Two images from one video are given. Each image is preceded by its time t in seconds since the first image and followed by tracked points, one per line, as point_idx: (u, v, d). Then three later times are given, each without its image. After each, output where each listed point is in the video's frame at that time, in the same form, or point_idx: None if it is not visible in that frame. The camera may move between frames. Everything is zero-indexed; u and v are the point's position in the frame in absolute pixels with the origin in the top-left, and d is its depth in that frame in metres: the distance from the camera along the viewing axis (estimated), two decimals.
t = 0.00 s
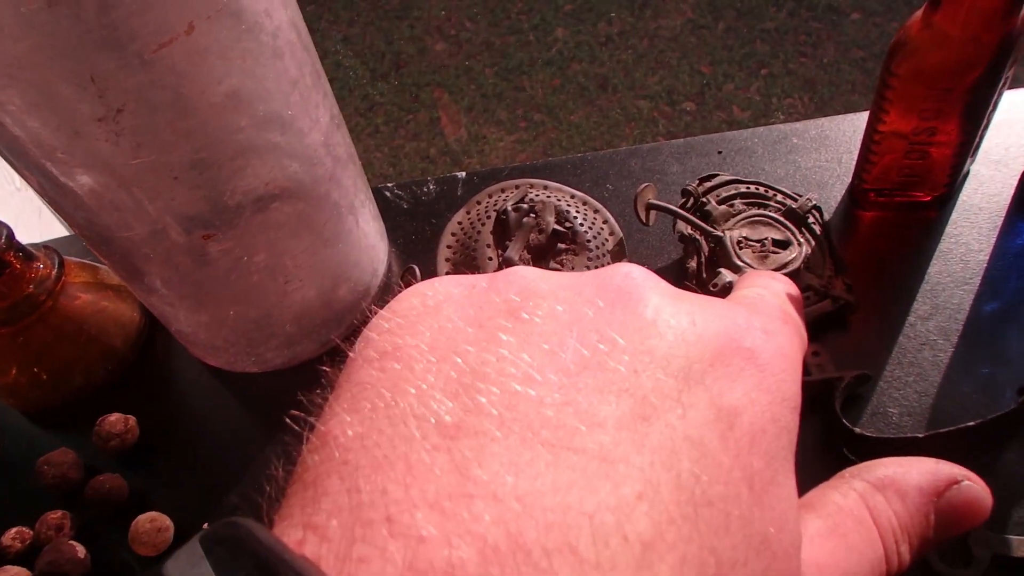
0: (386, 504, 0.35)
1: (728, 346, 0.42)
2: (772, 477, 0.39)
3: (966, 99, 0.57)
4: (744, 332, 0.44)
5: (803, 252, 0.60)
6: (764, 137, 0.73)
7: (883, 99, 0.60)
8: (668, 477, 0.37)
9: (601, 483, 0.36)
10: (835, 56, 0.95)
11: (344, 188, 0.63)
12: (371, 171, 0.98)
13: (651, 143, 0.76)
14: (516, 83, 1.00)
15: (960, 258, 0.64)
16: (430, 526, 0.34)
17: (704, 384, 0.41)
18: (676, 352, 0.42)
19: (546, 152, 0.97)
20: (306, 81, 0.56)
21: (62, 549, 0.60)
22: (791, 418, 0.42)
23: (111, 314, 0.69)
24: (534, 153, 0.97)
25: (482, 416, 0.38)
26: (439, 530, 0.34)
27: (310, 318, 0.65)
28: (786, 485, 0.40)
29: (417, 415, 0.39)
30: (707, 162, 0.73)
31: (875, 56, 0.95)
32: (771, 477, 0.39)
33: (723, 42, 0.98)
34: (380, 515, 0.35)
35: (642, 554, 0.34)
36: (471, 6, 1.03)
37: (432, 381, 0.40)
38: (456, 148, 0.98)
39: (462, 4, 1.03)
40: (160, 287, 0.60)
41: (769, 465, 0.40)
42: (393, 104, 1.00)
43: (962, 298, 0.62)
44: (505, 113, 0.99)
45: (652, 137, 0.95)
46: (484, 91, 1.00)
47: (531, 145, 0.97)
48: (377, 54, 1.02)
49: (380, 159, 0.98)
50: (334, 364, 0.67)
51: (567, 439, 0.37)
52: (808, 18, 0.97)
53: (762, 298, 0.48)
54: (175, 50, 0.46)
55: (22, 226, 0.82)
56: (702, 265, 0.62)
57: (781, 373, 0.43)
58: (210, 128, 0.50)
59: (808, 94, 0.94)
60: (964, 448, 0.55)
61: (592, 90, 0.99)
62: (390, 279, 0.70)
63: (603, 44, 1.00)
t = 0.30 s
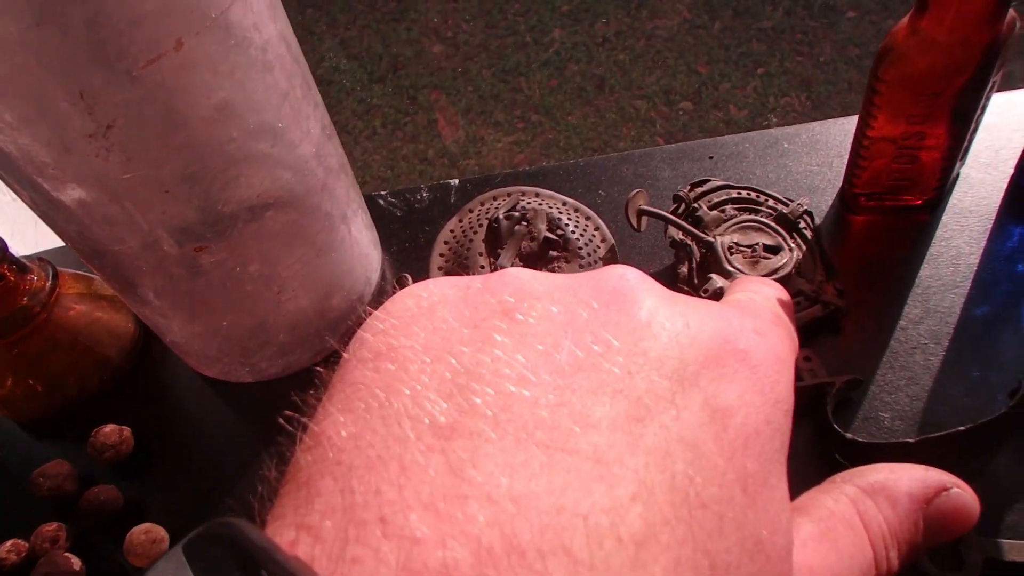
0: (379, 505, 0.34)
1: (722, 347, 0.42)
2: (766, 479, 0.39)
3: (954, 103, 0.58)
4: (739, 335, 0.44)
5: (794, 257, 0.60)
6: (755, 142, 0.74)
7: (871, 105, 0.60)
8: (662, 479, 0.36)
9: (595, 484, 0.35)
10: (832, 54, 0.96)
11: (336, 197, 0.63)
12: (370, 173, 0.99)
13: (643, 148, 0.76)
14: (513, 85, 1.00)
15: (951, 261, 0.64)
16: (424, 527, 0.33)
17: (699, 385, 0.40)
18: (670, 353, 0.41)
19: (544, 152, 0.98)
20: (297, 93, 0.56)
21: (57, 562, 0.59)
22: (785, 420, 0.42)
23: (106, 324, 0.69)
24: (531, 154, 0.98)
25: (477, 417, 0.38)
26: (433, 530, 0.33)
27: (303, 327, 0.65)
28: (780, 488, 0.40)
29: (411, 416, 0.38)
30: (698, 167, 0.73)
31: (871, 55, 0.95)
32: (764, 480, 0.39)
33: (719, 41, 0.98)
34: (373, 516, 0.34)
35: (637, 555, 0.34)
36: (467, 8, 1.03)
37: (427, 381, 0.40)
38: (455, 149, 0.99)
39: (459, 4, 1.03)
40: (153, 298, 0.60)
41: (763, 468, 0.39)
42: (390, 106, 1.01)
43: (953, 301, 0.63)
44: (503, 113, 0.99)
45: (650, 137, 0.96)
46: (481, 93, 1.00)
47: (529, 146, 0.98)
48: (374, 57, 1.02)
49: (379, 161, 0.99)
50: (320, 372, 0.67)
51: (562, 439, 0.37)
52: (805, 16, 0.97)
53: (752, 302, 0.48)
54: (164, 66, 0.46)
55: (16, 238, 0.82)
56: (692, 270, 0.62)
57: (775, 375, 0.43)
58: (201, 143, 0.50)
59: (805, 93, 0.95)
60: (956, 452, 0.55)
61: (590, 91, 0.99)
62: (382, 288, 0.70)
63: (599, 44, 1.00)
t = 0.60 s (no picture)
0: (355, 512, 0.35)
1: (698, 346, 0.43)
2: (741, 476, 0.40)
3: (936, 106, 0.58)
4: (716, 333, 0.44)
5: (780, 256, 0.61)
6: (743, 145, 0.74)
7: (854, 109, 0.61)
8: (635, 479, 0.37)
9: (569, 486, 0.36)
10: (830, 52, 0.96)
11: (327, 205, 0.64)
12: (370, 176, 1.01)
13: (633, 152, 0.77)
14: (512, 86, 1.01)
15: (936, 261, 0.65)
16: (400, 535, 0.34)
17: (674, 385, 0.41)
18: (645, 354, 0.42)
19: (544, 153, 0.99)
20: (287, 104, 0.57)
21: (57, 570, 0.60)
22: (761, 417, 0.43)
23: (103, 331, 0.70)
24: (531, 155, 0.99)
25: (452, 423, 0.38)
26: (408, 538, 0.34)
27: (298, 333, 0.66)
28: (756, 484, 0.41)
29: (387, 424, 0.39)
30: (686, 171, 0.74)
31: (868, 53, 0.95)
32: (739, 476, 0.40)
33: (717, 41, 0.98)
34: (350, 524, 0.35)
35: (610, 560, 0.35)
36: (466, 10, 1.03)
37: (404, 390, 0.41)
38: (455, 151, 1.00)
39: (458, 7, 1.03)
40: (149, 307, 0.61)
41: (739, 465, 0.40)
42: (392, 109, 1.01)
43: (938, 301, 0.63)
44: (503, 115, 1.00)
45: (649, 136, 0.97)
46: (480, 95, 1.01)
47: (528, 148, 0.99)
48: (374, 60, 1.03)
49: (380, 163, 1.01)
50: (314, 378, 0.68)
51: (536, 442, 0.38)
52: (803, 14, 0.97)
53: (738, 299, 0.49)
54: (156, 81, 0.47)
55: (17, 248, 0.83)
56: (681, 276, 0.63)
57: (751, 373, 0.44)
58: (192, 156, 0.51)
59: (804, 91, 0.95)
60: (939, 452, 0.56)
61: (588, 91, 1.00)
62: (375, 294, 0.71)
63: (598, 45, 1.01)
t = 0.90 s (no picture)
0: None
1: (503, 451, 0.34)
2: None
3: (895, 124, 0.64)
4: (596, 364, 0.36)
5: (746, 249, 0.68)
6: (723, 158, 0.79)
7: (820, 127, 0.66)
8: None
9: None
10: (825, 54, 0.97)
11: (337, 221, 0.69)
12: (373, 183, 1.08)
13: (622, 166, 0.82)
14: (512, 92, 1.02)
15: (903, 265, 0.70)
16: None
17: (475, 501, 0.33)
18: (445, 469, 0.33)
19: (544, 158, 1.04)
20: (301, 131, 0.62)
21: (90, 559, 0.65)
22: (590, 539, 0.33)
23: (129, 340, 0.75)
24: (531, 159, 1.05)
25: (248, 531, 0.32)
26: None
27: (311, 340, 0.71)
28: None
29: (193, 549, 0.31)
30: (671, 183, 0.79)
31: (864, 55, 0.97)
32: None
33: (715, 45, 0.99)
34: None
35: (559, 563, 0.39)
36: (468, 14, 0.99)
37: (205, 486, 0.34)
38: (457, 156, 1.06)
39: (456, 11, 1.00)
40: (174, 316, 0.66)
41: None
42: (394, 115, 1.04)
43: (903, 304, 0.68)
44: (502, 120, 1.03)
45: (648, 139, 1.02)
46: (481, 102, 1.03)
47: (528, 153, 1.04)
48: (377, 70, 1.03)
49: (383, 169, 1.07)
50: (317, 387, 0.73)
51: None
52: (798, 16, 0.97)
53: (597, 347, 0.37)
54: (186, 116, 0.53)
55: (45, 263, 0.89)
56: (658, 283, 0.69)
57: (582, 482, 0.34)
58: (217, 180, 0.57)
59: (801, 92, 0.99)
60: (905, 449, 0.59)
61: (587, 96, 1.02)
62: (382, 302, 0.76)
63: (597, 51, 1.00)
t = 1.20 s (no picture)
0: None
1: None
2: None
3: (859, 143, 0.71)
4: None
5: (727, 256, 0.74)
6: (707, 175, 0.86)
7: (791, 145, 0.74)
8: None
9: None
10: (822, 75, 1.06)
11: (354, 229, 0.75)
12: (374, 199, 1.16)
13: (615, 181, 0.89)
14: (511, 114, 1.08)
15: (869, 272, 0.76)
16: None
17: None
18: None
19: (545, 176, 1.14)
20: (325, 147, 0.69)
21: (122, 534, 0.70)
22: None
23: (159, 336, 0.82)
24: (533, 177, 1.14)
25: None
26: None
27: (327, 337, 0.78)
28: None
29: None
30: (659, 197, 0.86)
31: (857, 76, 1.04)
32: None
33: (711, 68, 1.05)
34: None
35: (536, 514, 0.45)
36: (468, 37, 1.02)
37: None
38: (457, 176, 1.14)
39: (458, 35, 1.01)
40: (205, 312, 0.72)
41: None
42: (397, 137, 1.09)
43: (869, 307, 0.74)
44: (503, 139, 1.10)
45: (646, 159, 1.13)
46: (482, 122, 1.09)
47: (529, 172, 1.14)
48: (377, 87, 1.05)
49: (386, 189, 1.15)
50: (334, 381, 0.79)
51: None
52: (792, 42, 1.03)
53: None
54: (228, 132, 0.60)
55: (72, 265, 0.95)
56: (646, 287, 0.76)
57: None
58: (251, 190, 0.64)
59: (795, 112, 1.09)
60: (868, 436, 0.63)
61: (588, 116, 1.08)
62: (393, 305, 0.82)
63: (594, 73, 1.04)
